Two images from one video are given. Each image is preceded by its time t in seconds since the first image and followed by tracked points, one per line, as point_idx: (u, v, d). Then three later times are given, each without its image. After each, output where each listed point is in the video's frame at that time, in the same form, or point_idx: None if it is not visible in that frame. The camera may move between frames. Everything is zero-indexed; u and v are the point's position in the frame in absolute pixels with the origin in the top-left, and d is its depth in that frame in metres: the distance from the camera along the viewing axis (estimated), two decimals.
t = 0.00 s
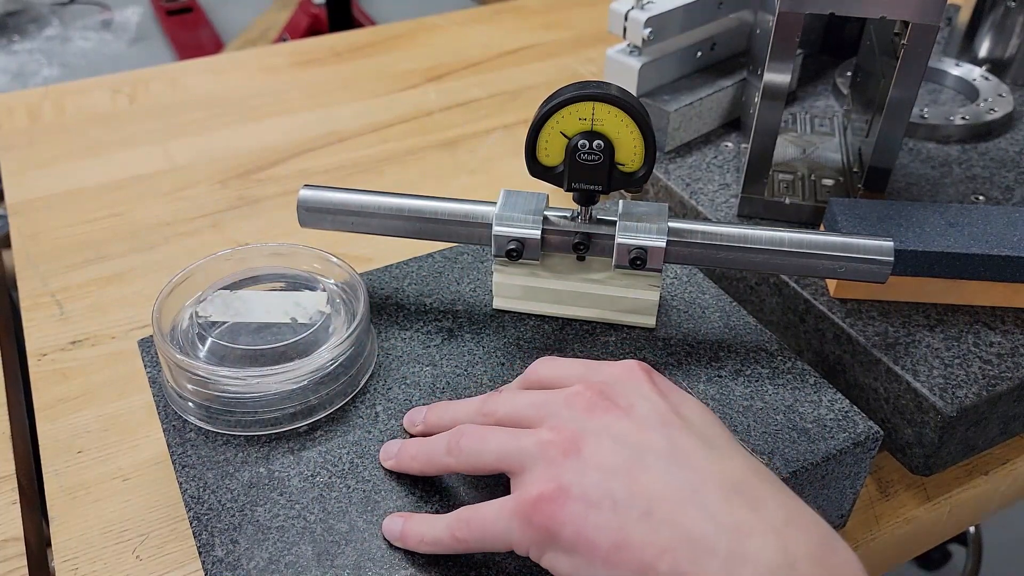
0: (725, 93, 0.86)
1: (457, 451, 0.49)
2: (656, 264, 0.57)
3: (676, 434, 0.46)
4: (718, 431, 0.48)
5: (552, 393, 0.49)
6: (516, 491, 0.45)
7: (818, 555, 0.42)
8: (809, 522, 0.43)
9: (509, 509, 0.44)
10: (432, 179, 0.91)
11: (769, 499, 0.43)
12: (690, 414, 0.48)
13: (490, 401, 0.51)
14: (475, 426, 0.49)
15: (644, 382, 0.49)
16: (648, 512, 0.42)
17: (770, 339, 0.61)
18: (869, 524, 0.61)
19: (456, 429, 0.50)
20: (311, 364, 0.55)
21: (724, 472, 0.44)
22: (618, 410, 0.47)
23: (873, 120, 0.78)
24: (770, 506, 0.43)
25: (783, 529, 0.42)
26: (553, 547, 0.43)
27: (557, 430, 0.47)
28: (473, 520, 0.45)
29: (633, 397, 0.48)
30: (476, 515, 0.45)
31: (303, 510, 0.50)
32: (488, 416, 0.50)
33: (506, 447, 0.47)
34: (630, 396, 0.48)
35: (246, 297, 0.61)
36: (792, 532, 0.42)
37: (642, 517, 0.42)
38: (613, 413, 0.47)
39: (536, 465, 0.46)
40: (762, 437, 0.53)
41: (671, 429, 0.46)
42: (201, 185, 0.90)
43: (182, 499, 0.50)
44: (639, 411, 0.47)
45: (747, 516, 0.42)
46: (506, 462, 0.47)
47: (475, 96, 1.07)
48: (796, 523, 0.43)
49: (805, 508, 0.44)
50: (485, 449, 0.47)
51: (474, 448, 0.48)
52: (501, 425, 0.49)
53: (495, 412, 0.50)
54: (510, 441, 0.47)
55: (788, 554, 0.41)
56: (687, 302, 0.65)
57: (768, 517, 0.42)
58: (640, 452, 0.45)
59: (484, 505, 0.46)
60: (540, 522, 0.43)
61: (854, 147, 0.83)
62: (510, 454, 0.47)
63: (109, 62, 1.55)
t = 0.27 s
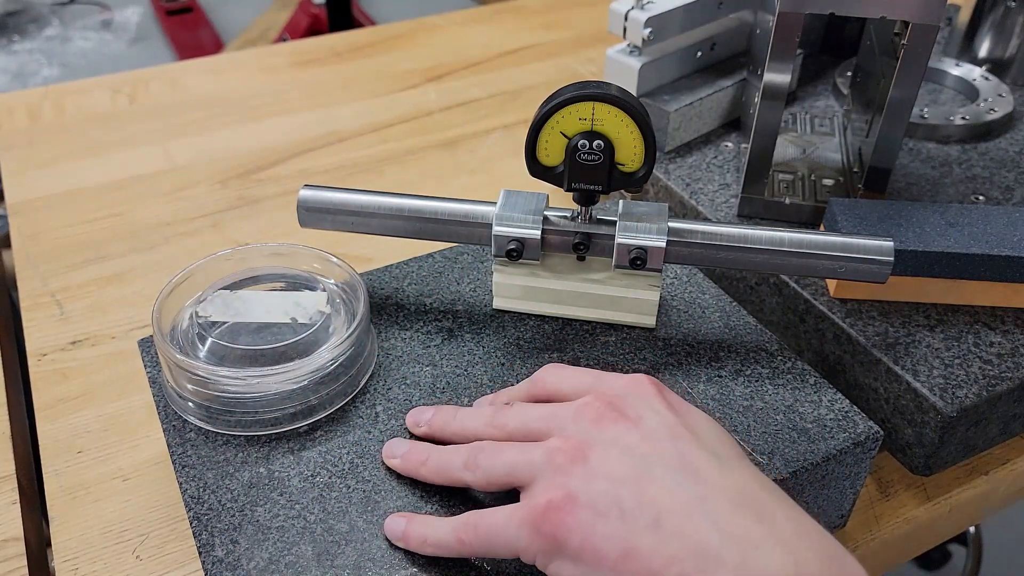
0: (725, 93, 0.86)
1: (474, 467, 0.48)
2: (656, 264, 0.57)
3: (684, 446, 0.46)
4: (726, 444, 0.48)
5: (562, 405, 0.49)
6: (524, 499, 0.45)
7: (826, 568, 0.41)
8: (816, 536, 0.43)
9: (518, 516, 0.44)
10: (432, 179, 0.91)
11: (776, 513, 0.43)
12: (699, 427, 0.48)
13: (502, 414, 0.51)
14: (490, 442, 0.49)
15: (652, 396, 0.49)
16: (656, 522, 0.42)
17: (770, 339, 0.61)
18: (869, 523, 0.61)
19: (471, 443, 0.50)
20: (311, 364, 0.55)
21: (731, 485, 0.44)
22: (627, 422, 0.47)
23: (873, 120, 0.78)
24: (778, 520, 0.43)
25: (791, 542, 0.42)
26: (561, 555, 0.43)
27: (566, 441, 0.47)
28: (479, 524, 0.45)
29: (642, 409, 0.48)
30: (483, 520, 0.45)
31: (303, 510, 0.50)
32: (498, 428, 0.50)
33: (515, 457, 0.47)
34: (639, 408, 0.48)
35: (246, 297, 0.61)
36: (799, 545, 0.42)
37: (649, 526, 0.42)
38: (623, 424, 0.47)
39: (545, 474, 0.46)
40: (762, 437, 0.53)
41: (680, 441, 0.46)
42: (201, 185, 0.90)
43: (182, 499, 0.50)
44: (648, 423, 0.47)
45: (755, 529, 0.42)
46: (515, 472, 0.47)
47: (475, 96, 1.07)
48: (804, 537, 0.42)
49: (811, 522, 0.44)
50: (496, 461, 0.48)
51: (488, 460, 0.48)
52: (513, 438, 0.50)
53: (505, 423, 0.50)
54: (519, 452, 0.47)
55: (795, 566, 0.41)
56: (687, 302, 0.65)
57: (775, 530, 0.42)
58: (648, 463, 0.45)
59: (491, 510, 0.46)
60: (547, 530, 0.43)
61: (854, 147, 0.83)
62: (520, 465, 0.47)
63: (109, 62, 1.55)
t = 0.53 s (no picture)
0: (725, 93, 0.86)
1: (472, 463, 0.48)
2: (656, 264, 0.57)
3: (681, 439, 0.46)
4: (725, 441, 0.48)
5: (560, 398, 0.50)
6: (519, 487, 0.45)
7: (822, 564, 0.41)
8: (812, 532, 0.42)
9: (512, 505, 0.44)
10: (432, 179, 0.91)
11: (773, 508, 0.43)
12: (697, 423, 0.48)
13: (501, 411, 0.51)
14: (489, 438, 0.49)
15: (650, 392, 0.49)
16: (650, 510, 0.42)
17: (770, 339, 0.61)
18: (869, 524, 0.61)
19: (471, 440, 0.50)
20: (311, 364, 0.55)
21: (728, 478, 0.44)
22: (624, 413, 0.47)
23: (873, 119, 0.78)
24: (774, 514, 0.42)
25: (787, 536, 0.41)
26: (554, 542, 0.43)
27: (562, 430, 0.47)
28: (475, 518, 0.45)
29: (640, 403, 0.48)
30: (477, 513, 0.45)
31: (303, 510, 0.50)
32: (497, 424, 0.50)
33: (512, 447, 0.47)
34: (637, 401, 0.48)
35: (246, 297, 0.61)
36: (795, 539, 0.41)
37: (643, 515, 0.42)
38: (620, 415, 0.47)
39: (540, 463, 0.46)
40: (762, 437, 0.53)
41: (677, 434, 0.46)
42: (201, 185, 0.90)
43: (182, 499, 0.50)
44: (645, 415, 0.47)
45: (751, 522, 0.42)
46: (511, 461, 0.47)
47: (475, 96, 1.07)
48: (800, 532, 0.42)
49: (808, 519, 0.44)
50: (494, 454, 0.48)
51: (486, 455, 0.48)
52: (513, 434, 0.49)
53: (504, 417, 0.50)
54: (516, 442, 0.47)
55: (791, 560, 0.40)
56: (687, 302, 0.65)
57: (771, 523, 0.42)
58: (643, 453, 0.45)
59: (487, 502, 0.46)
60: (541, 517, 0.43)
61: (854, 147, 0.83)
62: (517, 456, 0.47)
63: (109, 62, 1.56)
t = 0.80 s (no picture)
0: (725, 93, 0.86)
1: (471, 465, 0.48)
2: (656, 264, 0.57)
3: (680, 444, 0.46)
4: (724, 445, 0.48)
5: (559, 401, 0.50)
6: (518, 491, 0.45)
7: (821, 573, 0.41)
8: (810, 540, 0.42)
9: (511, 510, 0.44)
10: (432, 179, 0.91)
11: (771, 517, 0.43)
12: (696, 427, 0.48)
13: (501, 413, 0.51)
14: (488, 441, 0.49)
15: (650, 395, 0.49)
16: (648, 517, 0.42)
17: (770, 339, 0.61)
18: (869, 524, 0.61)
19: (471, 442, 0.50)
20: (311, 364, 0.55)
21: (726, 485, 0.44)
22: (623, 418, 0.47)
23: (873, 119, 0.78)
24: (773, 523, 0.42)
25: (786, 545, 0.41)
26: (552, 548, 0.43)
27: (561, 435, 0.47)
28: (472, 520, 0.45)
29: (639, 408, 0.48)
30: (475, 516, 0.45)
31: (303, 510, 0.50)
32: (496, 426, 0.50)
33: (511, 451, 0.47)
34: (636, 406, 0.48)
35: (246, 297, 0.61)
36: (793, 548, 0.41)
37: (641, 521, 0.42)
38: (618, 419, 0.47)
39: (539, 468, 0.46)
40: (762, 437, 0.53)
41: (676, 439, 0.46)
42: (201, 185, 0.90)
43: (182, 499, 0.50)
44: (643, 420, 0.47)
45: (749, 531, 0.41)
46: (510, 465, 0.47)
47: (475, 96, 1.07)
48: (798, 541, 0.42)
49: (806, 526, 0.44)
50: (493, 457, 0.48)
51: (485, 457, 0.48)
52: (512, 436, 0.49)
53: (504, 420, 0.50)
54: (515, 446, 0.47)
55: (789, 569, 0.40)
56: (687, 302, 0.65)
57: (769, 532, 0.42)
58: (642, 459, 0.45)
59: (485, 506, 0.46)
60: (539, 522, 0.43)
61: (854, 147, 0.83)
62: (517, 459, 0.47)
63: (109, 62, 1.56)
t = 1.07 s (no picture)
0: (725, 93, 0.86)
1: (468, 468, 0.48)
2: (656, 264, 0.57)
3: (675, 450, 0.46)
4: (719, 446, 0.47)
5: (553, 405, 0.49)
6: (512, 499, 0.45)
7: None
8: (804, 548, 0.42)
9: (505, 517, 0.44)
10: (432, 179, 0.91)
11: (766, 525, 0.43)
12: (691, 430, 0.48)
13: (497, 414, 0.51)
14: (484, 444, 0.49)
15: (644, 398, 0.49)
16: (642, 529, 0.42)
17: (770, 339, 0.61)
18: (869, 524, 0.61)
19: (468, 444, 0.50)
20: (311, 364, 0.55)
21: (721, 493, 0.44)
22: (617, 424, 0.47)
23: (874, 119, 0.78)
24: (768, 532, 0.42)
25: (781, 556, 0.41)
26: (548, 558, 0.43)
27: (555, 441, 0.47)
28: (467, 524, 0.45)
29: (633, 413, 0.48)
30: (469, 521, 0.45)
31: (303, 510, 0.50)
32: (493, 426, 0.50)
33: (506, 456, 0.47)
34: (630, 411, 0.48)
35: (246, 297, 0.61)
36: (789, 557, 0.41)
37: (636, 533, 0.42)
38: (612, 425, 0.47)
39: (532, 475, 0.46)
40: (762, 437, 0.53)
41: (670, 445, 0.46)
42: (201, 185, 0.90)
43: (182, 499, 0.50)
44: (637, 426, 0.47)
45: (744, 541, 0.41)
46: (504, 469, 0.47)
47: (475, 96, 1.07)
48: (792, 550, 0.42)
49: (803, 532, 0.44)
50: (489, 460, 0.48)
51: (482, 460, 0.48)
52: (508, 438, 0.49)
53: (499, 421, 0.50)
54: (510, 451, 0.47)
55: None
56: (687, 302, 0.65)
57: (763, 542, 0.42)
58: (636, 467, 0.44)
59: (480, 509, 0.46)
60: (533, 532, 0.43)
61: (854, 147, 0.83)
62: (512, 464, 0.47)
63: (109, 62, 1.56)
